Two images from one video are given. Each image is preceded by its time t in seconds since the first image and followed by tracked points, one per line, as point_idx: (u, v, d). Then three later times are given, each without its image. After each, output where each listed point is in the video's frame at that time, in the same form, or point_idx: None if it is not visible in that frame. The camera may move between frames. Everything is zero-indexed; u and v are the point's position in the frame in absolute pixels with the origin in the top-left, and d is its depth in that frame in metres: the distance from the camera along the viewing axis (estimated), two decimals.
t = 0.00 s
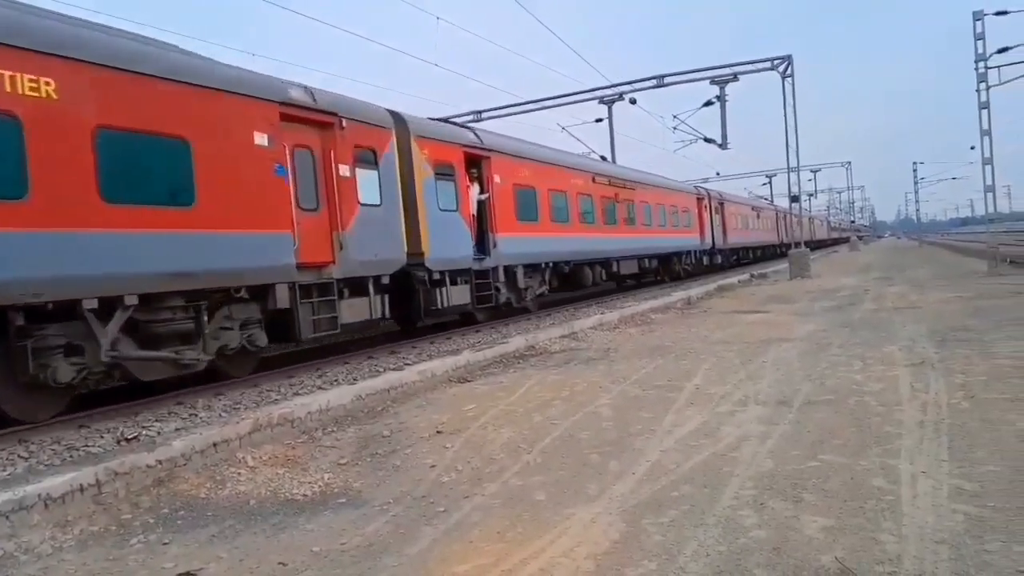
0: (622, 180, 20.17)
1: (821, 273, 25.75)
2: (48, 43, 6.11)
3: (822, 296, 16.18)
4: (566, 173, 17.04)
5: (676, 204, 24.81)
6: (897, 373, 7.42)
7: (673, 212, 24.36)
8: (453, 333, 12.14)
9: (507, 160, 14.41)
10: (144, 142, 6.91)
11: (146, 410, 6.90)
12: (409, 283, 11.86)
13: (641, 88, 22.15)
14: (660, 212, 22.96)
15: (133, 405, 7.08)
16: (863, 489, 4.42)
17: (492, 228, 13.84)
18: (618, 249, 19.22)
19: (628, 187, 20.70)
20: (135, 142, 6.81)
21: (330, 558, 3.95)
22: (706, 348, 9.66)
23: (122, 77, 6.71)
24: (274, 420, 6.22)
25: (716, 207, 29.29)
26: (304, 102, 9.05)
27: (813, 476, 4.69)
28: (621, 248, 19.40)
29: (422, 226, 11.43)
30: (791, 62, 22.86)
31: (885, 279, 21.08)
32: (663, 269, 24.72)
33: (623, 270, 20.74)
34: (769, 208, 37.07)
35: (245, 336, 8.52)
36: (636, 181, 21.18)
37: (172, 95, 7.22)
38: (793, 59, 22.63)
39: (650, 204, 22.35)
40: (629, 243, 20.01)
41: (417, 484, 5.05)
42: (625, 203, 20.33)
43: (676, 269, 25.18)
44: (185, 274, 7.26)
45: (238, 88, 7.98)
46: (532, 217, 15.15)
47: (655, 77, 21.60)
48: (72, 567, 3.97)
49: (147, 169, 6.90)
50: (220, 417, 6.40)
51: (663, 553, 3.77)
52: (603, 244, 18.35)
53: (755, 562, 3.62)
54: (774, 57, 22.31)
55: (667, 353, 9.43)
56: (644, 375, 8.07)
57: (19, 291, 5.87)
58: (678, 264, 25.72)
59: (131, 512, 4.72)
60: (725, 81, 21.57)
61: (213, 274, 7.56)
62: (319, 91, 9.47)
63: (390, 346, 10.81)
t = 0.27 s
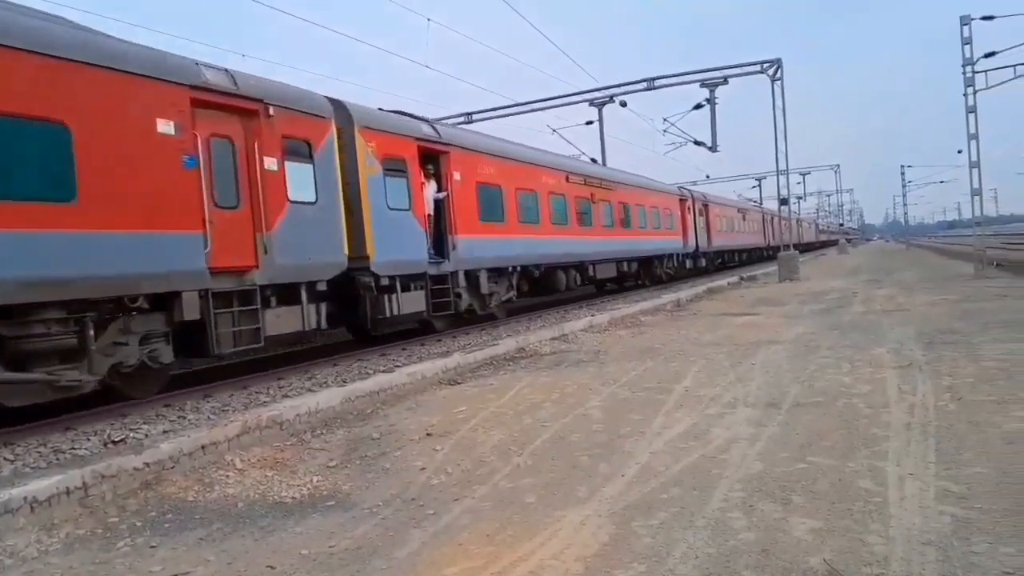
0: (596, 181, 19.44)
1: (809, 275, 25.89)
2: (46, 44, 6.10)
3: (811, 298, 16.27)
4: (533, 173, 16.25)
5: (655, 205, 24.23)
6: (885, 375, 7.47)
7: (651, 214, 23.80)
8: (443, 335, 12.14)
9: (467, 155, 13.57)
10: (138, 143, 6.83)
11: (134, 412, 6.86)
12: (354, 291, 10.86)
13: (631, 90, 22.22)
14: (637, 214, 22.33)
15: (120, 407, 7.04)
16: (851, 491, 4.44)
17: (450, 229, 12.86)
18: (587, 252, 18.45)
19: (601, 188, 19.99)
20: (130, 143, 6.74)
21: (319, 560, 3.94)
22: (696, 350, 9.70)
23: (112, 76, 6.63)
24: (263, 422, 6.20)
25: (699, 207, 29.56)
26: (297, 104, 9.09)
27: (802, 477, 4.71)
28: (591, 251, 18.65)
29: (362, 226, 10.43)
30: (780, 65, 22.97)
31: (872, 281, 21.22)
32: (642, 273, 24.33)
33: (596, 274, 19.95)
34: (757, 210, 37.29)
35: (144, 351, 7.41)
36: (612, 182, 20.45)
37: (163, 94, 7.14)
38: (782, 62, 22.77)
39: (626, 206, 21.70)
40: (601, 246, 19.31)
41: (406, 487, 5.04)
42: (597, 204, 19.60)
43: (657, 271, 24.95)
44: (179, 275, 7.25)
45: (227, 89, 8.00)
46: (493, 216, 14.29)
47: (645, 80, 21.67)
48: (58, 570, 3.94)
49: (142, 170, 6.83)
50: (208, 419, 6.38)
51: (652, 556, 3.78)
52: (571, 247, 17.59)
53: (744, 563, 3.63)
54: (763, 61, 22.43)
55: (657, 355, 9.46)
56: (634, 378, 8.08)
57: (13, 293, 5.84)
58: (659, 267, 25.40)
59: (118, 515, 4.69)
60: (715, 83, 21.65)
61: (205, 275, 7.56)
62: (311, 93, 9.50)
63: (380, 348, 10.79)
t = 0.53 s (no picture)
0: (585, 186, 18.70)
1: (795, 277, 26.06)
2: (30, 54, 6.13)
3: (797, 300, 16.38)
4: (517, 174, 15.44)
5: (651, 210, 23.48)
6: (871, 376, 7.52)
7: (648, 219, 23.06)
8: (432, 339, 12.12)
9: (456, 153, 12.52)
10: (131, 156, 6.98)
11: (120, 420, 6.81)
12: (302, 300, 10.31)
13: (618, 94, 22.31)
14: (630, 219, 21.63)
15: (107, 415, 6.99)
16: (838, 492, 4.47)
17: (413, 223, 11.09)
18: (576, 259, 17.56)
19: (593, 191, 19.18)
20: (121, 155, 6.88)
21: (308, 567, 3.93)
22: (684, 353, 9.74)
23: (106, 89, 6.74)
24: (251, 429, 6.17)
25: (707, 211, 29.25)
26: (300, 111, 8.99)
27: (790, 479, 4.74)
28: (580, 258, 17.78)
29: (331, 227, 9.42)
30: (765, 69, 23.14)
31: (858, 283, 21.38)
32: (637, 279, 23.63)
33: (589, 280, 19.10)
34: (743, 213, 37.49)
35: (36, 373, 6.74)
36: (600, 187, 19.70)
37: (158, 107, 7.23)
38: (767, 66, 22.95)
39: (621, 210, 20.96)
40: (592, 252, 18.54)
41: (396, 492, 5.03)
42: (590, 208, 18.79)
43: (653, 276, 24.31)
44: (165, 283, 7.23)
45: (221, 95, 7.93)
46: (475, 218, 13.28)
47: (631, 84, 21.76)
48: None
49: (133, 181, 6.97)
50: (197, 426, 6.34)
51: (642, 559, 3.79)
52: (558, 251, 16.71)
53: (733, 565, 3.65)
54: (748, 64, 22.58)
55: (645, 358, 9.49)
56: (623, 381, 8.11)
57: None
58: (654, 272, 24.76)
59: (105, 524, 4.66)
60: (701, 87, 21.78)
61: (193, 283, 7.54)
62: (313, 98, 9.40)
63: (369, 353, 10.76)
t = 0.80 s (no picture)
0: (574, 186, 18.10)
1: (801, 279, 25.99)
2: (31, 56, 6.14)
3: (802, 301, 16.36)
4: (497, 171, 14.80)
5: (645, 211, 22.86)
6: (877, 377, 7.50)
7: (641, 219, 22.45)
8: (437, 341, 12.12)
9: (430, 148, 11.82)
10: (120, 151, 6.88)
11: (126, 422, 6.84)
12: (244, 310, 9.46)
13: (622, 95, 22.30)
14: (623, 220, 21.02)
15: (113, 417, 7.01)
16: (845, 493, 4.46)
17: (386, 223, 10.56)
18: (561, 261, 16.93)
19: (581, 191, 18.57)
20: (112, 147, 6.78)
21: (314, 569, 3.93)
22: (689, 354, 9.73)
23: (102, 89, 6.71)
24: (257, 431, 6.18)
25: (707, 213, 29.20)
26: (296, 111, 9.00)
27: (796, 480, 4.73)
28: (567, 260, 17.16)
29: (275, 228, 8.60)
30: (770, 70, 23.09)
31: (864, 284, 21.32)
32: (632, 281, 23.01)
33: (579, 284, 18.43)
34: (748, 214, 37.45)
35: None
36: (591, 186, 19.09)
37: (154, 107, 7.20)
38: (772, 67, 22.92)
39: (612, 210, 20.34)
40: (581, 254, 17.90)
41: (401, 494, 5.03)
42: (579, 208, 18.19)
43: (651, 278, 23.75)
44: (167, 284, 7.26)
45: (218, 94, 7.94)
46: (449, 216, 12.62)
47: (636, 85, 21.74)
48: None
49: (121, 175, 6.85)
50: (202, 428, 6.36)
51: (648, 560, 3.78)
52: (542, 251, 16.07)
53: (739, 567, 3.64)
54: (753, 65, 22.55)
55: (651, 360, 9.48)
56: (628, 382, 8.10)
57: None
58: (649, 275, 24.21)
59: (111, 526, 4.67)
60: (705, 88, 21.75)
61: (196, 284, 7.57)
62: (306, 96, 9.38)
63: (374, 355, 10.77)
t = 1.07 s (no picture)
0: (563, 183, 17.25)
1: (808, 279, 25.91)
2: (36, 57, 6.18)
3: (809, 302, 16.33)
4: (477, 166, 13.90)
5: (640, 209, 22.04)
6: (884, 378, 7.47)
7: (635, 218, 21.61)
8: (442, 342, 12.13)
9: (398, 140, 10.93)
10: (50, 144, 6.30)
11: (134, 421, 6.86)
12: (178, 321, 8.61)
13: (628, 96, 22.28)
14: (616, 219, 20.20)
15: (121, 417, 7.04)
16: (852, 494, 4.45)
17: (341, 222, 9.64)
18: (549, 263, 16.08)
19: (572, 188, 17.72)
20: (93, 148, 6.66)
21: (320, 568, 3.94)
22: (695, 355, 9.72)
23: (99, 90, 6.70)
24: (264, 431, 6.20)
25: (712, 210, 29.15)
26: (300, 112, 9.01)
27: (803, 481, 4.72)
28: (556, 261, 16.34)
29: (207, 229, 7.71)
30: (776, 70, 23.04)
31: (871, 284, 21.25)
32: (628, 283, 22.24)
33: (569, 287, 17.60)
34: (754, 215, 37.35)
35: None
36: (582, 184, 18.24)
37: (145, 106, 7.12)
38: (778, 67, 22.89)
39: (605, 208, 19.49)
40: (571, 255, 17.10)
41: (408, 494, 5.04)
42: (568, 206, 17.34)
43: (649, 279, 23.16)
44: (170, 285, 7.29)
45: (220, 95, 7.96)
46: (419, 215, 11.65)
47: (642, 85, 21.72)
48: None
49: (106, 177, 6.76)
50: (209, 428, 6.38)
51: (655, 561, 3.78)
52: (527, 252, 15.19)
53: (745, 568, 3.63)
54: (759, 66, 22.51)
55: (657, 360, 9.47)
56: (635, 383, 8.09)
57: None
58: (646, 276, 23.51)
59: (119, 525, 4.69)
60: (711, 89, 21.71)
61: (199, 284, 7.60)
62: (308, 97, 9.39)
63: (380, 355, 10.78)
